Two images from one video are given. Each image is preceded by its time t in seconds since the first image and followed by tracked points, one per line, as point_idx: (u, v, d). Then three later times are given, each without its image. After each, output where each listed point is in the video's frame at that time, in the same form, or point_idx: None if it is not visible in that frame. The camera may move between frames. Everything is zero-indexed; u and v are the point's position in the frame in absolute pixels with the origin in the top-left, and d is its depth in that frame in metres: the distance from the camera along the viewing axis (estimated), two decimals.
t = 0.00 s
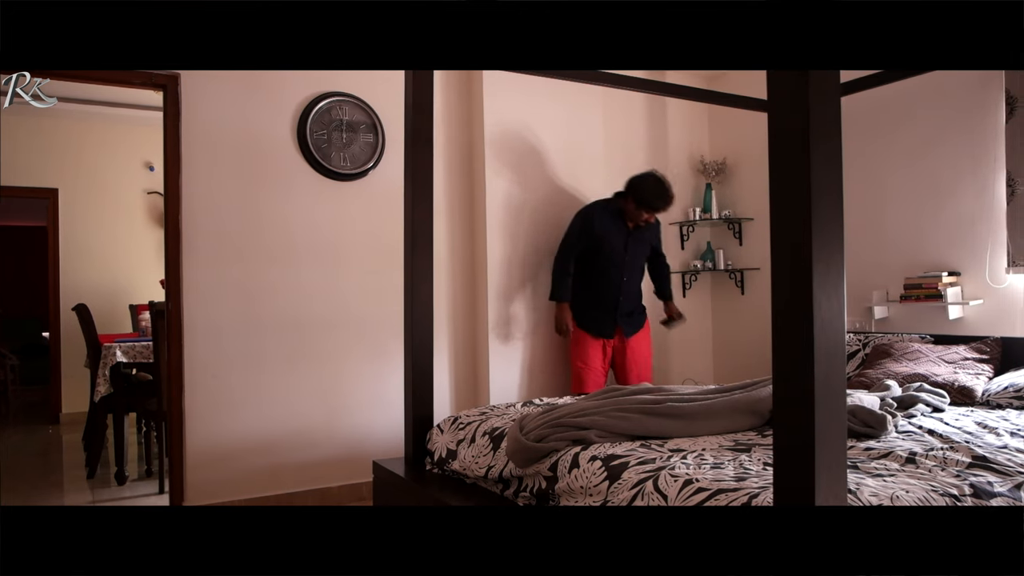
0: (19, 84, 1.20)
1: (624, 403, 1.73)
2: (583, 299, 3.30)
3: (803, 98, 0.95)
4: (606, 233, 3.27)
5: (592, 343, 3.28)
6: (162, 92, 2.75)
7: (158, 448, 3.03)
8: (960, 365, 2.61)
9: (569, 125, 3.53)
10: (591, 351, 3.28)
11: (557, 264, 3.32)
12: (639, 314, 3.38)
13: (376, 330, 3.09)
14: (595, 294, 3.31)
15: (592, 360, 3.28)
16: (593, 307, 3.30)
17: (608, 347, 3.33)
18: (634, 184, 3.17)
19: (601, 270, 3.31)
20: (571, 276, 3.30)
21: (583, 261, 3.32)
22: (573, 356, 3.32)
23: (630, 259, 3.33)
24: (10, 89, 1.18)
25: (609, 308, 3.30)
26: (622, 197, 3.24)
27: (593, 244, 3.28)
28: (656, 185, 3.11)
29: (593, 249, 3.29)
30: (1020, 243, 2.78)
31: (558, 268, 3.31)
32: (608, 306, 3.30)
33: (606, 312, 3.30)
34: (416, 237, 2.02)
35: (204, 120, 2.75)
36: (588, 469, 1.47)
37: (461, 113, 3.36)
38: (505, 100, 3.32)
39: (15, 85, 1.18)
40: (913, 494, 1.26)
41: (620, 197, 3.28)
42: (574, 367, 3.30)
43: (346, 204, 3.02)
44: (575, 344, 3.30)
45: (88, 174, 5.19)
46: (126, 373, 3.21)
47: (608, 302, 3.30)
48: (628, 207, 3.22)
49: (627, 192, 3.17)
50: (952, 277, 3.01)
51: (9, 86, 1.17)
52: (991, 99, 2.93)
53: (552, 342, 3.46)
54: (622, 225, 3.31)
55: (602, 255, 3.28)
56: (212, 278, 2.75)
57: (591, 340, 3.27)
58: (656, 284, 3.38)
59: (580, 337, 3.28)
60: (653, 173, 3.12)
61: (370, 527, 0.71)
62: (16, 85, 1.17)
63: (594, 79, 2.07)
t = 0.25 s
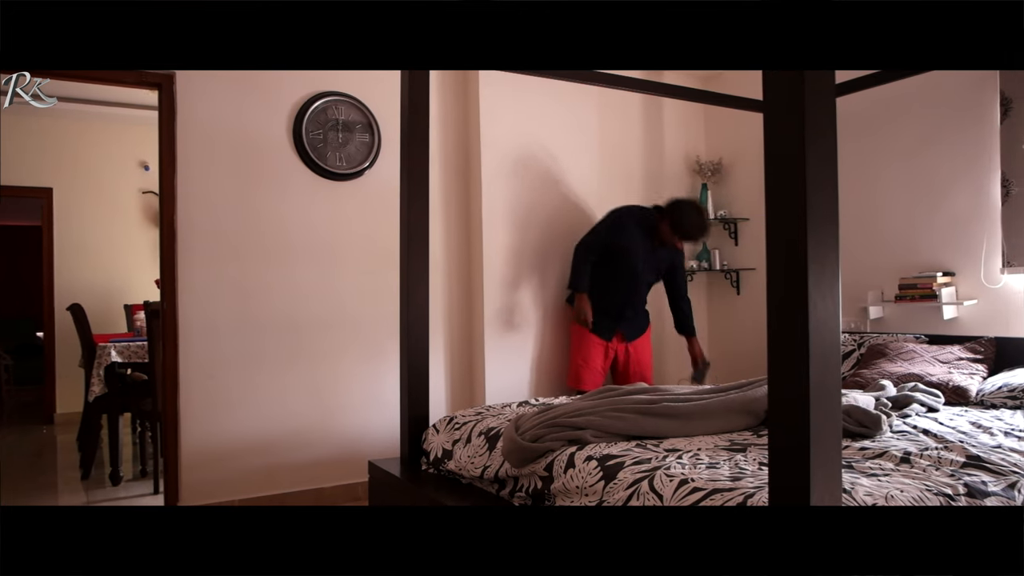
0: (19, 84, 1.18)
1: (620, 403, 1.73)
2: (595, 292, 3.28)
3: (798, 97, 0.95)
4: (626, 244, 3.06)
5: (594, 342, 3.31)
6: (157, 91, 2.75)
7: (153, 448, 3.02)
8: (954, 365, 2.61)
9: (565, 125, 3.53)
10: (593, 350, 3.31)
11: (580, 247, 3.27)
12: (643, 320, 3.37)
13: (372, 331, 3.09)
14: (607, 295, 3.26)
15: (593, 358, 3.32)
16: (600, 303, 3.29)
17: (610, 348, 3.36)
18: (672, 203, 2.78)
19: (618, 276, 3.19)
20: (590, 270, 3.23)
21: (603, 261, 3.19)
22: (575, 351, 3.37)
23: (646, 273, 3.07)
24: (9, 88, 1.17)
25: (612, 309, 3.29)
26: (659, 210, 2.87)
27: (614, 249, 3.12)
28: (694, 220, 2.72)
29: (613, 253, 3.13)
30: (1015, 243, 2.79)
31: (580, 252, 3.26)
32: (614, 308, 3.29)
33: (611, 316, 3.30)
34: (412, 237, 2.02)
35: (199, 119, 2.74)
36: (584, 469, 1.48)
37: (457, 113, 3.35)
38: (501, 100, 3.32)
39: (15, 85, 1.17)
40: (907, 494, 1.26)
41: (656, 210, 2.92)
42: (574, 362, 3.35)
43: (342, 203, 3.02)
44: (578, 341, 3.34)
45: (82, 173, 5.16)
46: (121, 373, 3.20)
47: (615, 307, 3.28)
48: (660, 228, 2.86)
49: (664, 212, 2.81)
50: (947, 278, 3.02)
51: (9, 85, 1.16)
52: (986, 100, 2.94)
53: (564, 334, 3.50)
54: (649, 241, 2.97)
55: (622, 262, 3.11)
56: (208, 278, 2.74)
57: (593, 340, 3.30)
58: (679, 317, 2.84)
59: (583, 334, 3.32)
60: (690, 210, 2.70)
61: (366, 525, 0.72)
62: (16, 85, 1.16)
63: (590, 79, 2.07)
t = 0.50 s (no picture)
0: (19, 84, 1.17)
1: (614, 403, 1.73)
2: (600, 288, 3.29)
3: (790, 98, 0.95)
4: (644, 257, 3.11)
5: (590, 337, 3.31)
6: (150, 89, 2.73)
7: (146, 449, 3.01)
8: (946, 365, 2.62)
9: (558, 125, 3.53)
10: (587, 344, 3.31)
11: (596, 242, 3.21)
12: (639, 321, 3.39)
13: (366, 330, 3.08)
14: (613, 293, 3.26)
15: (590, 353, 3.33)
16: (605, 300, 3.29)
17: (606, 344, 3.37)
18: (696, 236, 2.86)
19: (628, 279, 3.20)
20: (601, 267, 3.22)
21: (616, 261, 3.20)
22: (567, 342, 3.36)
23: (652, 289, 3.16)
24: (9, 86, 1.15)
25: (614, 309, 3.30)
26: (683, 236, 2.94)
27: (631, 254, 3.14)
28: (712, 259, 2.78)
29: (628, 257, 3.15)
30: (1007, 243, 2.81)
31: (596, 247, 3.21)
32: (617, 307, 3.29)
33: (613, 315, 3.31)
34: (406, 237, 2.02)
35: (192, 118, 2.73)
36: (577, 468, 1.48)
37: (451, 113, 3.36)
38: (495, 99, 3.32)
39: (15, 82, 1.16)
40: (899, 493, 1.27)
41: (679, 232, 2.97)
42: (567, 353, 3.34)
43: (336, 203, 3.01)
44: (573, 333, 3.34)
45: (72, 171, 5.13)
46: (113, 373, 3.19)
47: (618, 307, 3.28)
48: (681, 255, 2.93)
49: (687, 242, 2.88)
50: (939, 278, 3.04)
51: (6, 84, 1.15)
52: (978, 100, 2.96)
53: (562, 326, 3.50)
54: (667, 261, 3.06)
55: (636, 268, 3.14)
56: (201, 277, 2.73)
57: (589, 336, 3.31)
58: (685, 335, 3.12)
59: (579, 327, 3.32)
60: (716, 253, 2.77)
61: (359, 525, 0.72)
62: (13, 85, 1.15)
63: (583, 79, 2.07)
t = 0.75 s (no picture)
0: (19, 84, 1.17)
1: (615, 403, 1.73)
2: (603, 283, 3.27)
3: (790, 98, 0.95)
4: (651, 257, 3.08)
5: (590, 332, 3.32)
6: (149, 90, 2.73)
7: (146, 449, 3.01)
8: (946, 365, 2.62)
9: (559, 124, 3.53)
10: (588, 339, 3.32)
11: (607, 237, 3.17)
12: (641, 320, 3.37)
13: (365, 330, 3.08)
14: (618, 289, 3.25)
15: (590, 348, 3.33)
16: (609, 295, 3.29)
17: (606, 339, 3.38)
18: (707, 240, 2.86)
19: (634, 277, 3.18)
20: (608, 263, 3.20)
21: (624, 258, 3.18)
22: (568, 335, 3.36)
23: (657, 289, 3.14)
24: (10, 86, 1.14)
25: (616, 305, 3.30)
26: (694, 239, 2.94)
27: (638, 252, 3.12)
28: (720, 263, 2.79)
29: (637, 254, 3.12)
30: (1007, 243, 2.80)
31: (605, 241, 3.18)
32: (619, 304, 3.29)
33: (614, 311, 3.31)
34: (406, 238, 2.03)
35: (192, 117, 2.72)
36: (577, 469, 1.48)
37: (451, 113, 3.36)
38: (494, 99, 3.31)
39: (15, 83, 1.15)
40: (899, 493, 1.27)
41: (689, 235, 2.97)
42: (568, 346, 3.34)
43: (336, 203, 3.01)
44: (574, 327, 3.34)
45: (72, 172, 5.14)
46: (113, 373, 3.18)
47: (620, 304, 3.29)
48: (690, 258, 2.94)
49: (697, 246, 2.88)
50: (939, 278, 3.04)
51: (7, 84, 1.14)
52: (978, 100, 2.95)
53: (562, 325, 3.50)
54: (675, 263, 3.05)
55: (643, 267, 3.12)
56: (201, 277, 2.73)
57: (590, 331, 3.31)
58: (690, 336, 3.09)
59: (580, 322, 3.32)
60: (724, 258, 2.77)
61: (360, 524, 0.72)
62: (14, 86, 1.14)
63: (583, 78, 2.07)
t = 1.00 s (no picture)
0: (19, 84, 1.17)
1: (613, 403, 1.73)
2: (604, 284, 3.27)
3: (789, 98, 0.95)
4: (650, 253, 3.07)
5: (593, 332, 3.33)
6: (148, 89, 2.73)
7: (144, 449, 3.01)
8: (945, 365, 2.63)
9: (558, 124, 3.53)
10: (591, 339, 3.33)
11: (604, 236, 3.19)
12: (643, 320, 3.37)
13: (364, 330, 3.08)
14: (618, 289, 3.25)
15: (594, 348, 3.34)
16: (610, 295, 3.28)
17: (607, 339, 3.39)
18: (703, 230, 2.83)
19: (635, 275, 3.17)
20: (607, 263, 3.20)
21: (623, 256, 3.17)
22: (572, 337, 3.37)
23: (659, 286, 3.11)
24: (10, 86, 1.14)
25: (617, 305, 3.29)
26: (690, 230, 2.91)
27: (637, 250, 3.11)
28: (717, 253, 2.76)
29: (635, 252, 3.12)
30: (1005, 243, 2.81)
31: (602, 241, 3.19)
32: (621, 303, 3.28)
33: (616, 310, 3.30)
34: (405, 237, 2.02)
35: (191, 118, 2.72)
36: (576, 468, 1.48)
37: (450, 112, 3.35)
38: (493, 99, 3.31)
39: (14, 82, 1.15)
40: (898, 493, 1.27)
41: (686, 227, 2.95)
42: (572, 347, 3.36)
43: (335, 203, 3.01)
44: (578, 328, 3.35)
45: (71, 171, 5.14)
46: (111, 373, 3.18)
47: (622, 303, 3.27)
48: (687, 249, 2.91)
49: (694, 236, 2.85)
50: (937, 278, 3.04)
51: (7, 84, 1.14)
52: (976, 100, 2.96)
53: (562, 325, 3.51)
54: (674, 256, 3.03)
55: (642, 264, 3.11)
56: (200, 277, 2.73)
57: (591, 330, 3.32)
58: (691, 330, 3.11)
59: (583, 322, 3.34)
60: (721, 247, 2.73)
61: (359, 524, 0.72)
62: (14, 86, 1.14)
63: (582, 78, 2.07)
